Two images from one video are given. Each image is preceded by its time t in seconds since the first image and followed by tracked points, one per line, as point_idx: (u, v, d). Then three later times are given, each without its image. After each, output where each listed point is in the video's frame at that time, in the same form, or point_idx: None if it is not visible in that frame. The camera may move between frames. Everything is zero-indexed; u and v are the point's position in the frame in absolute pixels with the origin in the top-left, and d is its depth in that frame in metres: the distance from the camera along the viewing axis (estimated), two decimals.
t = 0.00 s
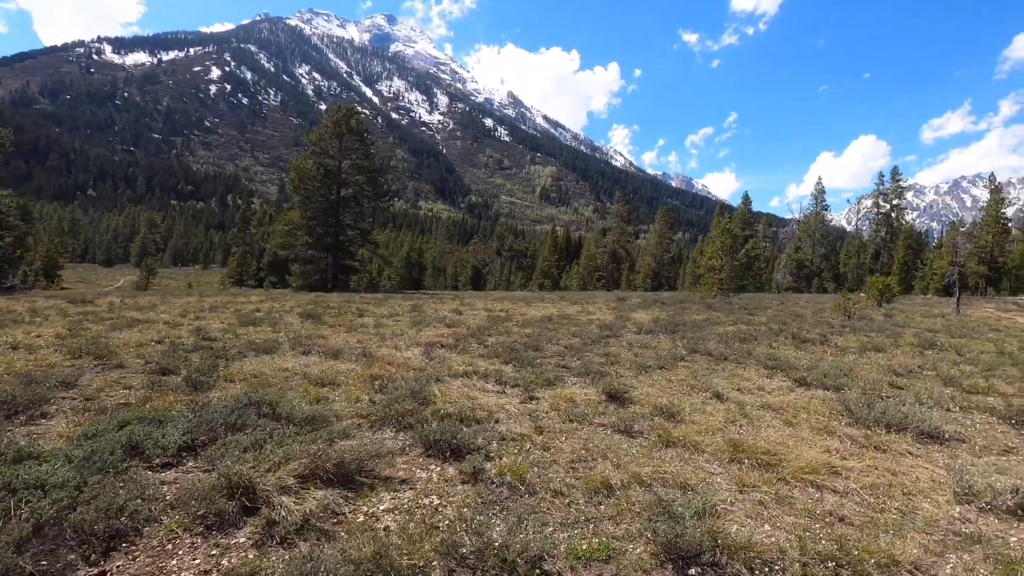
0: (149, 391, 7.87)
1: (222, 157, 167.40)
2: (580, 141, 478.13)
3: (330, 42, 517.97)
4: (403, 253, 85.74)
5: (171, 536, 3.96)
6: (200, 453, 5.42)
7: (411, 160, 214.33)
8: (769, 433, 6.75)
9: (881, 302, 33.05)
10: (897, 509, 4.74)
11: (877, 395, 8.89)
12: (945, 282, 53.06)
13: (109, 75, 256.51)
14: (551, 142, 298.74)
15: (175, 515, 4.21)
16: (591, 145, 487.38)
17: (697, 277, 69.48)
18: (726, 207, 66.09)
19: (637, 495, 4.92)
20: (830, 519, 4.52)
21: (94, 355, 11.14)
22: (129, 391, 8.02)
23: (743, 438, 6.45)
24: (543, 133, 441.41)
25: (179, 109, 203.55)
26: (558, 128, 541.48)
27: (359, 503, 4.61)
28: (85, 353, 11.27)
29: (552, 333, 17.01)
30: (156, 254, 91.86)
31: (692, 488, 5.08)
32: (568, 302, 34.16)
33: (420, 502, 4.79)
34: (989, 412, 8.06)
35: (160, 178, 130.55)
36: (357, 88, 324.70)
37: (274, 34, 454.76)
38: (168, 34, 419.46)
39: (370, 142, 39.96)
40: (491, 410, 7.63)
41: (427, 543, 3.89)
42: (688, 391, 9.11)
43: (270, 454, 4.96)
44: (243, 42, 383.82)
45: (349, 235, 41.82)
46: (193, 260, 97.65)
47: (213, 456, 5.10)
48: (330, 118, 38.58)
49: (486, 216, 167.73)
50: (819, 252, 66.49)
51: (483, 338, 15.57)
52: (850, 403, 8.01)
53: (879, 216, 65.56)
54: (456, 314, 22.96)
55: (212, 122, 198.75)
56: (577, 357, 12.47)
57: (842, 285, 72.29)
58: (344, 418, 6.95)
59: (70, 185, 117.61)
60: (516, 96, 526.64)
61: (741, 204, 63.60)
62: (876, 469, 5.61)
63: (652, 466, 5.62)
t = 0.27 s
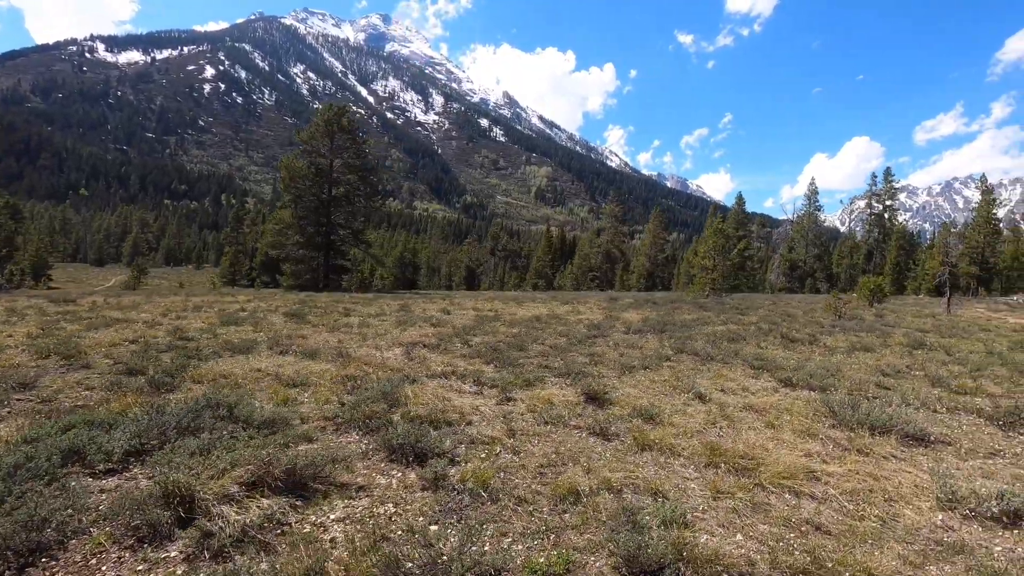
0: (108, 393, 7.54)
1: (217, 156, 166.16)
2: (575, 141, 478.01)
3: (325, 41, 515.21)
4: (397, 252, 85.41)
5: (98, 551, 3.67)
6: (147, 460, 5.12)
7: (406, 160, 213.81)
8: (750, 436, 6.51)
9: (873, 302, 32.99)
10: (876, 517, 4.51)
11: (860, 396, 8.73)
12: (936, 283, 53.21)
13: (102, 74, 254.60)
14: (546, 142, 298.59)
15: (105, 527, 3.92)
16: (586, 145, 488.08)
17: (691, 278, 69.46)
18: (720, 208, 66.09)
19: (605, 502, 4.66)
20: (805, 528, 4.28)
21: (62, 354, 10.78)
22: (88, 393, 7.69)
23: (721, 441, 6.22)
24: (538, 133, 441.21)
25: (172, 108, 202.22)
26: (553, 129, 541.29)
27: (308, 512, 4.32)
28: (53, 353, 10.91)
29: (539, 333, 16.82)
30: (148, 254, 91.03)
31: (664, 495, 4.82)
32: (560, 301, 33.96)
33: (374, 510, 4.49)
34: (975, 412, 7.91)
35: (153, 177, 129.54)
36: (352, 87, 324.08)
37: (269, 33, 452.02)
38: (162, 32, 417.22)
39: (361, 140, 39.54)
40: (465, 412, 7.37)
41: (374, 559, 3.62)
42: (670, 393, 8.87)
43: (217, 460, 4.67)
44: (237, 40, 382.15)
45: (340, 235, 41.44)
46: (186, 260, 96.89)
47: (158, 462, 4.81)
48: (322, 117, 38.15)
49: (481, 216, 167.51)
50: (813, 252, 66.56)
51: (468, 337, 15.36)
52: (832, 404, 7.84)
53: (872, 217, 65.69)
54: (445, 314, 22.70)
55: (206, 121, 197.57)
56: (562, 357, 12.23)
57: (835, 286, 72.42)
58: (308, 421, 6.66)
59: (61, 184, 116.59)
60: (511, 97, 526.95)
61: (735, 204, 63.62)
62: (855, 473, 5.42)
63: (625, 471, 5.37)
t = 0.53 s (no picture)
0: (61, 401, 7.20)
1: (210, 156, 165.00)
2: (570, 141, 479.46)
3: (319, 40, 512.87)
4: (391, 252, 85.02)
5: None
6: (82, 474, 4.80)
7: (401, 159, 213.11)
8: (727, 445, 6.26)
9: (865, 302, 32.90)
10: (852, 536, 4.25)
11: (845, 401, 8.49)
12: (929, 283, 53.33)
13: (94, 72, 252.52)
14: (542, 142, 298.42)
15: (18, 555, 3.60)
16: (581, 145, 488.62)
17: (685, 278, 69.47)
18: (714, 208, 66.04)
19: (566, 521, 4.38)
20: (776, 549, 4.01)
21: (25, 358, 10.39)
22: (40, 400, 7.34)
23: (696, 451, 5.95)
24: (533, 133, 441.31)
25: (165, 107, 200.82)
26: (548, 128, 541.26)
27: (245, 534, 4.01)
28: (17, 357, 10.53)
29: (524, 335, 16.56)
30: (141, 254, 90.19)
31: (631, 512, 4.55)
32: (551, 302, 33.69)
33: (318, 530, 4.19)
34: (962, 418, 7.68)
35: (146, 176, 128.52)
36: (347, 87, 323.19)
37: (264, 31, 449.45)
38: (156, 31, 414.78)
39: (353, 139, 39.13)
40: (434, 420, 7.07)
41: None
42: (650, 398, 8.61)
43: (152, 476, 4.36)
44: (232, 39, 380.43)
45: (331, 235, 41.00)
46: (179, 260, 96.10)
47: (92, 478, 4.50)
48: (313, 115, 37.69)
49: (477, 215, 167.30)
50: (806, 253, 66.58)
51: (451, 339, 15.06)
52: (815, 409, 7.59)
53: (864, 217, 65.78)
54: (432, 315, 22.40)
55: (200, 120, 196.23)
56: (544, 361, 11.96)
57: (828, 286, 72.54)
58: (266, 431, 6.35)
59: (53, 183, 115.54)
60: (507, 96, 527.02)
61: (729, 205, 63.61)
62: (833, 486, 5.17)
63: (592, 485, 5.08)
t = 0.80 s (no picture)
0: (10, 402, 6.91)
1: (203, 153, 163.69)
2: (565, 140, 479.91)
3: (314, 37, 509.93)
4: (384, 250, 84.74)
5: None
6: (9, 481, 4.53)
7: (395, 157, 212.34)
8: (698, 449, 6.04)
9: (854, 300, 32.89)
10: (818, 544, 4.05)
11: (824, 401, 8.32)
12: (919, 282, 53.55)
13: (86, 68, 249.91)
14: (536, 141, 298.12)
15: None
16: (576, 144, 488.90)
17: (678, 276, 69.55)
18: (708, 206, 66.12)
19: (520, 528, 4.14)
20: (739, 563, 3.78)
21: None
22: None
23: (667, 456, 5.73)
24: (528, 132, 441.02)
25: (157, 104, 199.14)
26: (543, 127, 541.19)
27: (173, 546, 3.78)
28: None
29: (507, 333, 16.35)
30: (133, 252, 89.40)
31: (588, 520, 4.33)
32: (541, 301, 33.52)
33: (252, 542, 3.94)
34: (942, 419, 7.50)
35: (138, 174, 127.44)
36: (342, 84, 321.92)
37: (257, 28, 446.40)
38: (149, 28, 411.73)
39: (344, 137, 38.73)
40: (398, 422, 6.84)
41: None
42: (626, 398, 8.41)
43: (76, 485, 4.09)
44: (226, 36, 378.03)
45: (321, 233, 40.61)
46: (171, 258, 95.32)
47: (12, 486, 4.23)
48: (303, 112, 37.27)
49: (471, 214, 167.04)
50: (798, 251, 66.70)
51: (432, 338, 14.82)
52: (792, 410, 7.42)
53: (856, 216, 65.91)
54: (418, 313, 22.14)
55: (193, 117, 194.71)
56: (523, 360, 11.73)
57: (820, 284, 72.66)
58: (221, 435, 6.11)
59: (44, 181, 114.35)
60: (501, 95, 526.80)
61: (722, 203, 63.68)
62: (804, 490, 4.96)
63: (552, 491, 4.86)
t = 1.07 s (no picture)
0: None
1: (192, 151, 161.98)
2: (557, 140, 480.48)
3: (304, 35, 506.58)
4: (374, 249, 84.21)
5: None
6: None
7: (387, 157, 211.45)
8: (664, 454, 5.86)
9: (840, 301, 32.98)
10: (775, 558, 3.88)
11: (799, 405, 8.17)
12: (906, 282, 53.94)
13: (72, 65, 246.34)
14: (528, 140, 298.02)
15: None
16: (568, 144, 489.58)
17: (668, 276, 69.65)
18: (698, 207, 66.26)
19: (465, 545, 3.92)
20: None
21: None
22: None
23: (631, 463, 5.54)
24: (520, 131, 440.92)
25: (146, 101, 196.77)
26: (535, 127, 541.52)
27: (87, 569, 3.51)
28: None
29: (487, 335, 16.13)
30: (120, 251, 88.20)
31: (539, 534, 4.12)
32: (528, 301, 33.34)
33: (177, 561, 3.69)
34: (916, 422, 7.37)
35: (127, 172, 125.86)
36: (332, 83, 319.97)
37: (247, 26, 442.52)
38: (137, 24, 406.94)
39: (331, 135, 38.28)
40: (358, 428, 6.60)
41: None
42: (598, 402, 8.21)
43: None
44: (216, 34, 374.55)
45: (308, 232, 40.14)
46: (159, 257, 94.13)
47: None
48: (289, 110, 36.79)
49: (463, 214, 166.66)
50: (787, 251, 67.05)
51: (410, 339, 14.56)
52: (764, 414, 7.26)
53: (844, 216, 66.38)
54: (401, 313, 21.85)
55: (181, 115, 192.62)
56: (499, 361, 11.50)
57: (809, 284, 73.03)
58: (166, 444, 5.82)
59: (29, 179, 112.57)
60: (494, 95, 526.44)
61: (712, 203, 63.79)
62: (767, 500, 4.78)
63: (505, 503, 4.64)
